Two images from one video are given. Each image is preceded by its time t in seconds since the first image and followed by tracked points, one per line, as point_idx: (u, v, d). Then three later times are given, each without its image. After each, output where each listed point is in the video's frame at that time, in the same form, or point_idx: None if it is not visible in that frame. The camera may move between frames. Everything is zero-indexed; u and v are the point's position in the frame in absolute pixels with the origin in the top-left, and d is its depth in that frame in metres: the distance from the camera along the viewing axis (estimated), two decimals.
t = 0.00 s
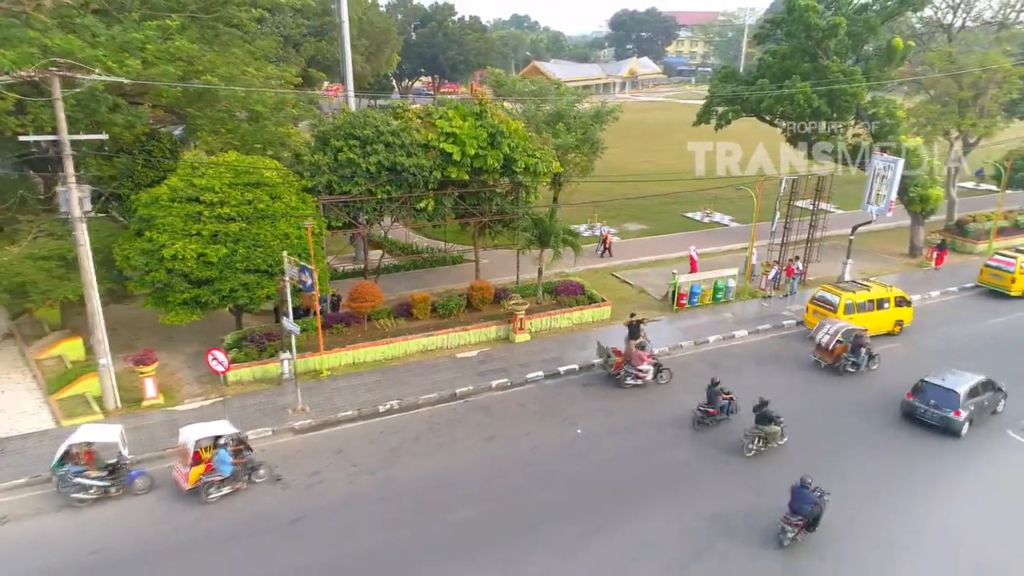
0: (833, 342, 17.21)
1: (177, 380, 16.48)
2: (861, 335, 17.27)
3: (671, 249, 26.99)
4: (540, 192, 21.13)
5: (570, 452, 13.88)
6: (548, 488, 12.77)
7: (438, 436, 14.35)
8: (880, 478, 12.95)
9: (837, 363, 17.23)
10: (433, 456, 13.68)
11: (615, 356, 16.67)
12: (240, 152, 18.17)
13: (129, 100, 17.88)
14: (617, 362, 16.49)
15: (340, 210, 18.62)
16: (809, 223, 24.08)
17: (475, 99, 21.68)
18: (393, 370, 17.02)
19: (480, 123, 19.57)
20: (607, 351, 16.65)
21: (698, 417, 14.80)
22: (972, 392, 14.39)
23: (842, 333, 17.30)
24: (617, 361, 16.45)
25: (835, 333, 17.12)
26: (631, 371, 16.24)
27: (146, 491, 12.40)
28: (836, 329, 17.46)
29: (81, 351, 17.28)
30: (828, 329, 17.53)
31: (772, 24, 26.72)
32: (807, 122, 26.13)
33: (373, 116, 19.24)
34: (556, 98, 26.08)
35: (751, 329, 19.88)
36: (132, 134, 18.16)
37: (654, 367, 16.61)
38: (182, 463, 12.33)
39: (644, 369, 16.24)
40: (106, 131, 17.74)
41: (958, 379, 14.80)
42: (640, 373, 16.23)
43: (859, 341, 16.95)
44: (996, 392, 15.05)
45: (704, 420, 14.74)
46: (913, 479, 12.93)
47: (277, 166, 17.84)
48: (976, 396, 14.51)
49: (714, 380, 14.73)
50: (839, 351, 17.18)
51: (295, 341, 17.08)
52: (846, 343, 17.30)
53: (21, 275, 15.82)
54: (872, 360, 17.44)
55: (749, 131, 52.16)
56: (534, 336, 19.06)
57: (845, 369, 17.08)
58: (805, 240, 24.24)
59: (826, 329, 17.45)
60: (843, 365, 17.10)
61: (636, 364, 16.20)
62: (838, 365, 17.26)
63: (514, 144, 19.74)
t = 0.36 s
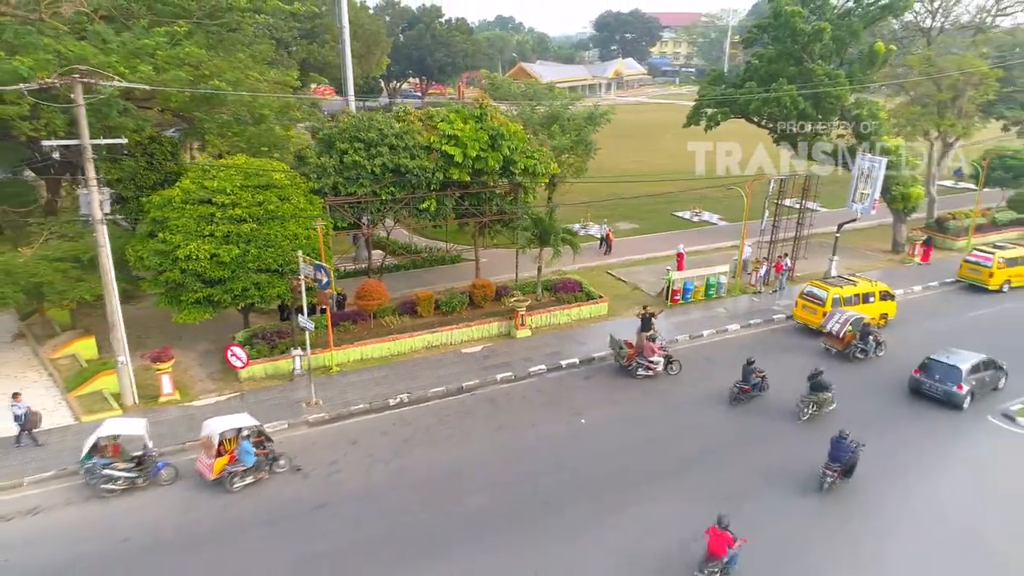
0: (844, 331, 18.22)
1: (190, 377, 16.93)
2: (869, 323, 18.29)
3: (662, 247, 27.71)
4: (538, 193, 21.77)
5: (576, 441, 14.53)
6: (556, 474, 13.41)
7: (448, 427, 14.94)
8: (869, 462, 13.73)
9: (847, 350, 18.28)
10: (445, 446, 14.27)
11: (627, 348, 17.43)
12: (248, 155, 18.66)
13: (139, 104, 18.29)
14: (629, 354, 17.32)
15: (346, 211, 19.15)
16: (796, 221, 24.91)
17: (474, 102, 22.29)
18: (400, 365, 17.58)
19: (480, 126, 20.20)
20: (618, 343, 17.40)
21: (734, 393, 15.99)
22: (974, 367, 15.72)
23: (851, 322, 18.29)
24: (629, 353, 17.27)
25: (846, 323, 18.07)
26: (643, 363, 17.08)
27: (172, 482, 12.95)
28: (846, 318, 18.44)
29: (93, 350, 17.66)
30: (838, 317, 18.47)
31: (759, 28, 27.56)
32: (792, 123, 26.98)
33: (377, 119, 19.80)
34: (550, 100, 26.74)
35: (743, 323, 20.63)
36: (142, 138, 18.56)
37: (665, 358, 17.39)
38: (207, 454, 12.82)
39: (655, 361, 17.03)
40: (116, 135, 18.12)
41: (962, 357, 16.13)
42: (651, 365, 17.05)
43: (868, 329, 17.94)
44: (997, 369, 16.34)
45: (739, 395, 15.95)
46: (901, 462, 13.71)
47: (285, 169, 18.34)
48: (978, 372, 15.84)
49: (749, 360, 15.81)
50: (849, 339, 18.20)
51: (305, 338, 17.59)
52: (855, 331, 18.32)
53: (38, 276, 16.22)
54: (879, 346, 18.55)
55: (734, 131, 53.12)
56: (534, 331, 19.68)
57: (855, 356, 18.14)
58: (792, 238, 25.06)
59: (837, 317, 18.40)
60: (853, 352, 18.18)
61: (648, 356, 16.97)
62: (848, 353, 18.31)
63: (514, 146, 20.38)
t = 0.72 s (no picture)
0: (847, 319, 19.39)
1: (199, 374, 17.38)
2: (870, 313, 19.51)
3: (650, 245, 28.50)
4: (533, 193, 22.44)
5: (578, 429, 15.24)
6: (561, 459, 14.11)
7: (454, 418, 15.59)
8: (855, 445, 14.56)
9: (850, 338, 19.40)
10: (452, 436, 14.92)
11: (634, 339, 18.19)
12: (252, 157, 19.14)
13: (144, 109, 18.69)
14: (636, 345, 18.07)
15: (348, 211, 19.71)
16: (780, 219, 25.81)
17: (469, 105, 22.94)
18: (404, 360, 18.18)
19: (477, 128, 20.83)
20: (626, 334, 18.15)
21: (757, 372, 17.33)
22: (971, 345, 17.28)
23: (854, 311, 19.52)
24: (637, 344, 18.02)
25: (850, 311, 19.23)
26: (651, 354, 17.90)
27: (192, 473, 13.46)
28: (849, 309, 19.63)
29: (102, 349, 18.04)
30: (842, 307, 19.64)
31: (743, 33, 28.49)
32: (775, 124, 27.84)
33: (377, 121, 20.37)
34: (542, 103, 27.41)
35: (731, 317, 21.47)
36: (147, 142, 18.96)
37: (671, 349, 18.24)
38: (226, 446, 13.34)
39: (663, 352, 17.89)
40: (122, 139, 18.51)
41: (960, 337, 17.70)
42: (659, 356, 17.89)
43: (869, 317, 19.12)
44: (992, 348, 17.89)
45: (762, 374, 17.26)
46: (884, 446, 14.59)
47: (289, 171, 18.85)
48: (975, 350, 17.39)
49: (773, 341, 17.23)
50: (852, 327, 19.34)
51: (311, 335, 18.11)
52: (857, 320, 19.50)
53: (50, 276, 16.60)
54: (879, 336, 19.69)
55: (716, 131, 54.17)
56: (532, 327, 20.37)
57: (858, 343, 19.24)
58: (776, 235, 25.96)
59: (841, 307, 19.55)
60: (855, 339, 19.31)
61: (656, 347, 17.79)
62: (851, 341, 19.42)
63: (510, 147, 21.04)
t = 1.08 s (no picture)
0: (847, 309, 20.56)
1: (207, 372, 17.87)
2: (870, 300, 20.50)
3: (638, 243, 29.32)
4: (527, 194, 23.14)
5: (578, 418, 15.99)
6: (563, 447, 14.84)
7: (459, 409, 16.26)
8: (839, 430, 15.46)
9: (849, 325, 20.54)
10: (458, 427, 15.58)
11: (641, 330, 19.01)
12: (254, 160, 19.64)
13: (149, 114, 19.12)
14: (642, 337, 18.91)
15: (349, 212, 20.28)
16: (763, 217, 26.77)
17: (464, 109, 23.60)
18: (406, 356, 18.80)
19: (473, 131, 21.50)
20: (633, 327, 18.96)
21: (773, 353, 18.82)
22: (964, 326, 18.90)
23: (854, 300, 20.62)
24: (643, 336, 18.87)
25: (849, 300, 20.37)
26: (656, 345, 18.78)
27: (210, 465, 14.00)
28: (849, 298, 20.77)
29: (110, 349, 18.47)
30: (844, 296, 20.81)
31: (725, 37, 29.45)
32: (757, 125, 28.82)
33: (376, 125, 20.97)
34: (532, 105, 28.11)
35: (718, 311, 22.33)
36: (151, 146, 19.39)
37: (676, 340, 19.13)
38: (243, 439, 13.90)
39: (667, 343, 18.79)
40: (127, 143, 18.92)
41: (955, 318, 19.31)
42: (664, 346, 18.76)
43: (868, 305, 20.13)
44: (984, 329, 19.52)
45: (779, 355, 18.70)
46: (866, 430, 15.51)
47: (292, 173, 19.37)
48: (968, 330, 19.01)
49: (787, 324, 18.66)
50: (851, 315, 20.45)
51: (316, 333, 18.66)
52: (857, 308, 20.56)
53: (60, 278, 16.98)
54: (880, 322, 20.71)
55: (697, 131, 55.27)
56: (528, 323, 21.08)
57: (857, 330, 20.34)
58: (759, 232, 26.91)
59: (843, 296, 20.73)
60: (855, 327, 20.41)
61: (661, 339, 18.71)
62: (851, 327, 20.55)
63: (505, 149, 21.73)
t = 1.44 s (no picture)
0: (847, 299, 22.04)
1: (217, 369, 18.38)
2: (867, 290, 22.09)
3: (626, 242, 30.16)
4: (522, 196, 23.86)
5: (579, 408, 16.77)
6: (566, 435, 15.60)
7: (465, 402, 16.96)
8: (826, 416, 16.38)
9: (849, 313, 22.09)
10: (466, 418, 16.28)
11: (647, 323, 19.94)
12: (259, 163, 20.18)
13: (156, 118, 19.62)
14: (649, 330, 19.81)
15: (352, 214, 20.88)
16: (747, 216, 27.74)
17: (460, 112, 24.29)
18: (410, 352, 19.44)
19: (471, 135, 22.18)
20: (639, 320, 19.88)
21: (785, 336, 20.28)
22: (959, 310, 20.59)
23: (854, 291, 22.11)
24: (650, 328, 19.77)
25: (851, 291, 21.83)
26: (662, 337, 19.70)
27: (229, 457, 14.58)
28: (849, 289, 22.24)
29: (120, 348, 18.93)
30: (844, 286, 22.27)
31: (709, 42, 30.42)
32: (741, 127, 29.81)
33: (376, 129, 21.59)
34: (523, 108, 28.89)
35: (707, 306, 23.23)
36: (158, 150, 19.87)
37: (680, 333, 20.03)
38: (262, 432, 14.49)
39: (672, 336, 19.67)
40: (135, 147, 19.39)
41: (951, 303, 20.98)
42: (669, 339, 19.67)
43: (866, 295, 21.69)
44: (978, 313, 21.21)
45: (790, 339, 20.14)
46: (850, 416, 16.45)
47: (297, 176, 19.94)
48: (964, 314, 20.68)
49: (799, 310, 20.10)
50: (851, 305, 21.97)
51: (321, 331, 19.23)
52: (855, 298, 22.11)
53: (74, 280, 17.45)
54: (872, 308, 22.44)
55: (679, 133, 56.39)
56: (525, 319, 21.81)
57: (856, 318, 21.95)
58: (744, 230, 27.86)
59: (843, 287, 22.17)
60: (854, 315, 22.00)
61: (666, 331, 19.57)
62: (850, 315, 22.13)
63: (501, 152, 22.44)
